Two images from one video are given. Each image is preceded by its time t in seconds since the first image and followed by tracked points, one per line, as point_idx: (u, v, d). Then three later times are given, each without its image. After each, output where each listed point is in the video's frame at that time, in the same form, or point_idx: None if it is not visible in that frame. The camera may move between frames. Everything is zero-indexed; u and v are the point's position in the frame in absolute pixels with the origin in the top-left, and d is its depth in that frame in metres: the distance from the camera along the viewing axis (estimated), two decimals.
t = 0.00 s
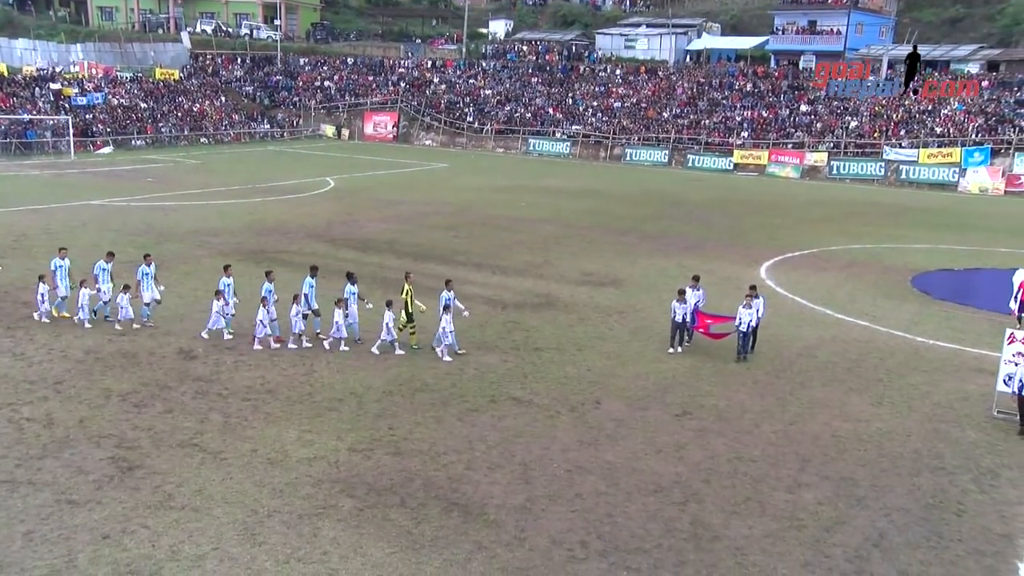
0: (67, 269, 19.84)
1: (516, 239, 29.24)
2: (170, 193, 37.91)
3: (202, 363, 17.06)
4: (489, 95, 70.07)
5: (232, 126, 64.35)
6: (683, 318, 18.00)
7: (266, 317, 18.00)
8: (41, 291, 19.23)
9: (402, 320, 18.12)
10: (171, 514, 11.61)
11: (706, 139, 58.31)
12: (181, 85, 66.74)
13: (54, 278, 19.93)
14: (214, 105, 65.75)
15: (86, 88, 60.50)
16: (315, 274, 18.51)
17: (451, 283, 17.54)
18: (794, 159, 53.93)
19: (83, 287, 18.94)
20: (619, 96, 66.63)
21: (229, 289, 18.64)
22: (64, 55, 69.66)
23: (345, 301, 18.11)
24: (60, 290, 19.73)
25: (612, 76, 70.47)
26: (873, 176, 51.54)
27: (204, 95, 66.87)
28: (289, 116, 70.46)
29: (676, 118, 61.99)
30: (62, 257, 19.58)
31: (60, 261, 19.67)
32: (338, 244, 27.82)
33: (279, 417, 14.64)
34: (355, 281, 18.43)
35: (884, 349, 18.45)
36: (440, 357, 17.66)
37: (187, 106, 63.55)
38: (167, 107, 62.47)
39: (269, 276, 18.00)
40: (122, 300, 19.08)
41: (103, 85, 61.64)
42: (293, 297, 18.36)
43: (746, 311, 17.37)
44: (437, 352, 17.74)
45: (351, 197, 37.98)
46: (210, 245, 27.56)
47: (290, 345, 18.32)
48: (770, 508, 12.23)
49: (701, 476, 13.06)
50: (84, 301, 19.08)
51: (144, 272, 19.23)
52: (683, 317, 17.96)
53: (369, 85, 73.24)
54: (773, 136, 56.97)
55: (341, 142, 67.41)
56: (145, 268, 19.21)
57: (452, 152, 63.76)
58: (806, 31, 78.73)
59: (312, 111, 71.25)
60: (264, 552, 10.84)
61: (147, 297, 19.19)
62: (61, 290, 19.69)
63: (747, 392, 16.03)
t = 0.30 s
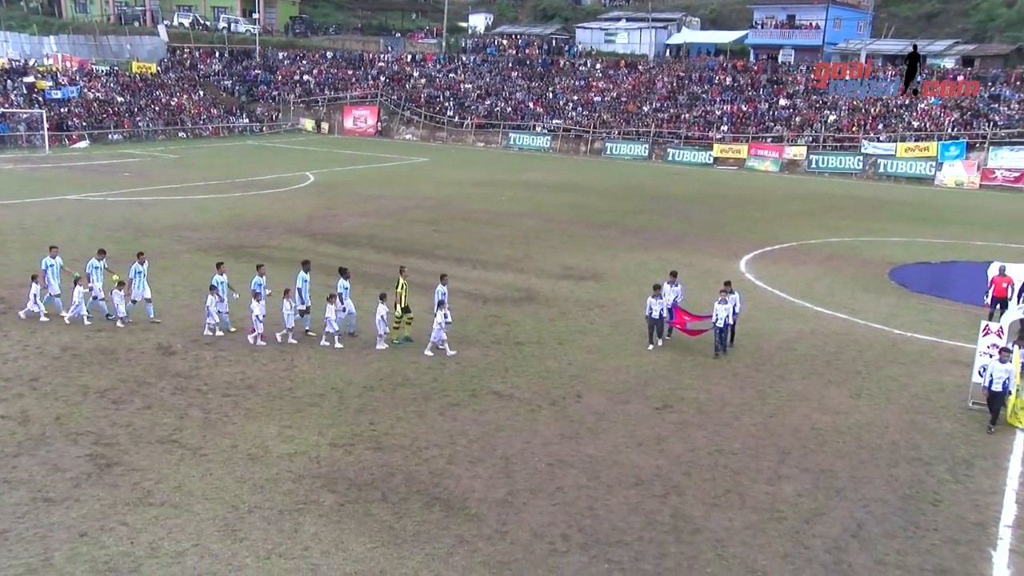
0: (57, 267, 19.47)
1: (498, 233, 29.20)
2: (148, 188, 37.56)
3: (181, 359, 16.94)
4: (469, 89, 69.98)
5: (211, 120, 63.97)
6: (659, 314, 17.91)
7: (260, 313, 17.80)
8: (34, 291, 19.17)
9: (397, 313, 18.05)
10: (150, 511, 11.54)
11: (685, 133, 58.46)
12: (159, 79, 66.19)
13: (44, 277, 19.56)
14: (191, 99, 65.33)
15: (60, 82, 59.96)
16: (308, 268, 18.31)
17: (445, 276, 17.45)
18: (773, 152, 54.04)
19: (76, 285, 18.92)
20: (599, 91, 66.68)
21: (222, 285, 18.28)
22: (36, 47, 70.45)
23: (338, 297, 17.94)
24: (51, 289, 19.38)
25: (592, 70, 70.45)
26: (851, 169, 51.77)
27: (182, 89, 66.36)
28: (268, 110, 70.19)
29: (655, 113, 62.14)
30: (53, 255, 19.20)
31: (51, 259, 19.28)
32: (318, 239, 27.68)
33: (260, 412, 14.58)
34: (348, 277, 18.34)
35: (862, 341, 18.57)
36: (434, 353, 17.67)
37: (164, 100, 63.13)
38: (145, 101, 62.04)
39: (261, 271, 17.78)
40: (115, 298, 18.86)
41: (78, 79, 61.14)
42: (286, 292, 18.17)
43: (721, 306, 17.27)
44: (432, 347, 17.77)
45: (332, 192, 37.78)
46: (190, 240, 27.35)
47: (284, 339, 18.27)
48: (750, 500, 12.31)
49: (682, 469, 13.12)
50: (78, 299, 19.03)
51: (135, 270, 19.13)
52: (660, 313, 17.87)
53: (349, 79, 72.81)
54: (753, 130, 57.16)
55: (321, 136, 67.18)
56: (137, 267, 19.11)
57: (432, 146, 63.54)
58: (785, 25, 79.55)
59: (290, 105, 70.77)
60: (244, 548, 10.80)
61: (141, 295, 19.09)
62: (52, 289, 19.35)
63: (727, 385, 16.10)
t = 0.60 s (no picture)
0: (44, 262, 19.63)
1: (474, 227, 29.25)
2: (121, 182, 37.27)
3: (155, 353, 16.90)
4: (443, 83, 69.97)
5: (182, 112, 63.41)
6: (629, 307, 17.93)
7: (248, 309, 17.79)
8: (19, 285, 18.88)
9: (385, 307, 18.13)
10: (124, 505, 11.54)
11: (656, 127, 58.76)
12: (130, 72, 65.63)
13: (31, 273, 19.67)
14: (162, 92, 64.77)
15: (28, 74, 59.33)
16: (294, 262, 18.45)
17: (434, 270, 17.57)
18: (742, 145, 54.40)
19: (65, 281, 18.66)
20: (573, 84, 66.85)
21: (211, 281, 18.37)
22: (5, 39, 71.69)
23: (325, 291, 17.98)
24: (40, 283, 19.48)
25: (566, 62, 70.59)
26: (821, 162, 52.19)
27: (153, 82, 65.88)
28: (241, 104, 69.43)
29: (628, 107, 62.37)
30: (40, 250, 19.38)
31: (37, 254, 19.46)
32: (295, 233, 27.60)
33: (234, 406, 14.59)
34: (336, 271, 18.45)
35: (829, 331, 18.84)
36: (423, 344, 17.73)
37: (135, 94, 62.65)
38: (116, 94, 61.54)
39: (247, 267, 17.78)
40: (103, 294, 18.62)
41: (46, 72, 60.56)
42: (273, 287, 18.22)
43: (692, 299, 17.24)
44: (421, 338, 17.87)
45: (307, 185, 37.68)
46: (164, 234, 27.20)
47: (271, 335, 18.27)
48: (721, 488, 12.51)
49: (655, 458, 13.28)
50: (67, 295, 18.75)
51: (122, 264, 19.02)
52: (629, 306, 17.87)
53: (322, 73, 72.50)
54: (724, 124, 58.13)
55: (294, 130, 66.85)
56: (123, 261, 19.01)
57: (405, 139, 63.13)
58: (755, 19, 79.26)
59: (264, 99, 70.04)
60: (220, 541, 10.83)
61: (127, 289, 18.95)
62: (42, 284, 19.48)
63: (698, 376, 16.29)
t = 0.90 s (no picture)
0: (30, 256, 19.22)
1: (446, 218, 29.32)
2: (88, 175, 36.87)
3: (125, 345, 16.86)
4: (411, 75, 69.91)
5: (150, 104, 62.83)
6: (595, 298, 18.03)
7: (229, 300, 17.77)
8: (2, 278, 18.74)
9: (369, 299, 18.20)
10: (95, 498, 11.55)
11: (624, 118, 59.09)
12: (96, 64, 65.01)
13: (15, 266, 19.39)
14: (129, 83, 64.11)
15: None
16: (277, 255, 18.23)
17: (417, 263, 17.57)
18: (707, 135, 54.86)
19: (49, 276, 18.43)
20: (540, 76, 67.10)
21: (196, 274, 18.25)
22: None
23: (308, 283, 17.90)
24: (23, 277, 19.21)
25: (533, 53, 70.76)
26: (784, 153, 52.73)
27: (120, 74, 65.22)
28: (210, 96, 68.24)
29: (595, 99, 62.74)
30: (26, 244, 18.93)
31: (23, 248, 19.07)
32: (267, 226, 27.52)
33: (206, 397, 14.62)
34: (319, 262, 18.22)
35: (792, 318, 19.18)
36: (407, 338, 17.70)
37: (101, 85, 62.04)
38: (82, 86, 60.87)
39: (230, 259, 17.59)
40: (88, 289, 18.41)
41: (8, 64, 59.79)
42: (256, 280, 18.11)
43: (658, 291, 17.36)
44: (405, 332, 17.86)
45: (277, 177, 37.52)
46: (135, 227, 27.00)
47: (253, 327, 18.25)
48: (688, 473, 12.77)
49: (623, 444, 13.51)
50: (51, 289, 18.56)
51: (106, 260, 18.60)
52: (595, 298, 17.98)
53: (291, 65, 72.15)
54: (689, 115, 58.44)
55: (263, 121, 66.46)
56: (107, 255, 18.57)
57: (374, 131, 63.04)
58: (719, 12, 80.61)
59: (233, 91, 68.95)
60: (192, 532, 10.90)
61: (111, 285, 18.59)
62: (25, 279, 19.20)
63: (665, 363, 16.54)
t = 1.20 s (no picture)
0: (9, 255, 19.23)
1: (417, 213, 29.39)
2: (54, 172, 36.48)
3: (93, 343, 16.83)
4: (380, 72, 69.83)
5: (117, 100, 62.34)
6: (561, 295, 17.99)
7: (208, 296, 17.83)
8: None
9: (351, 296, 18.33)
10: (64, 497, 11.56)
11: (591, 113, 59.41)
12: (60, 60, 64.34)
13: None
14: (96, 80, 63.59)
15: None
16: (259, 252, 18.36)
17: (400, 259, 17.72)
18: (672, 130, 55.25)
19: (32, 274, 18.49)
20: (508, 73, 67.32)
21: (177, 270, 18.31)
22: None
23: (293, 280, 18.03)
24: None
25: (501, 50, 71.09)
26: (748, 148, 53.20)
27: (86, 71, 64.64)
28: (178, 93, 67.20)
29: (563, 94, 63.08)
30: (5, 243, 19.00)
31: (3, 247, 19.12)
32: (238, 222, 27.42)
33: (176, 394, 14.63)
34: (301, 260, 18.21)
35: (755, 310, 19.49)
36: (388, 333, 17.77)
37: (67, 82, 61.56)
38: (47, 83, 60.35)
39: (212, 255, 17.63)
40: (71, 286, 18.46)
41: None
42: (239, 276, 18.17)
43: (624, 286, 17.43)
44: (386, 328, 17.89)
45: (248, 174, 37.37)
46: (104, 225, 26.81)
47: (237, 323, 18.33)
48: (655, 463, 12.99)
49: (592, 435, 13.71)
50: (33, 288, 18.62)
51: (89, 257, 18.45)
52: (561, 294, 17.94)
53: (260, 62, 71.88)
54: (655, 110, 59.00)
55: (232, 118, 66.11)
56: (89, 253, 18.40)
57: (342, 128, 62.68)
58: (683, 10, 83.05)
59: (201, 88, 68.11)
60: (163, 529, 10.95)
61: (93, 283, 18.51)
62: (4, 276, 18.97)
63: (632, 355, 16.76)
